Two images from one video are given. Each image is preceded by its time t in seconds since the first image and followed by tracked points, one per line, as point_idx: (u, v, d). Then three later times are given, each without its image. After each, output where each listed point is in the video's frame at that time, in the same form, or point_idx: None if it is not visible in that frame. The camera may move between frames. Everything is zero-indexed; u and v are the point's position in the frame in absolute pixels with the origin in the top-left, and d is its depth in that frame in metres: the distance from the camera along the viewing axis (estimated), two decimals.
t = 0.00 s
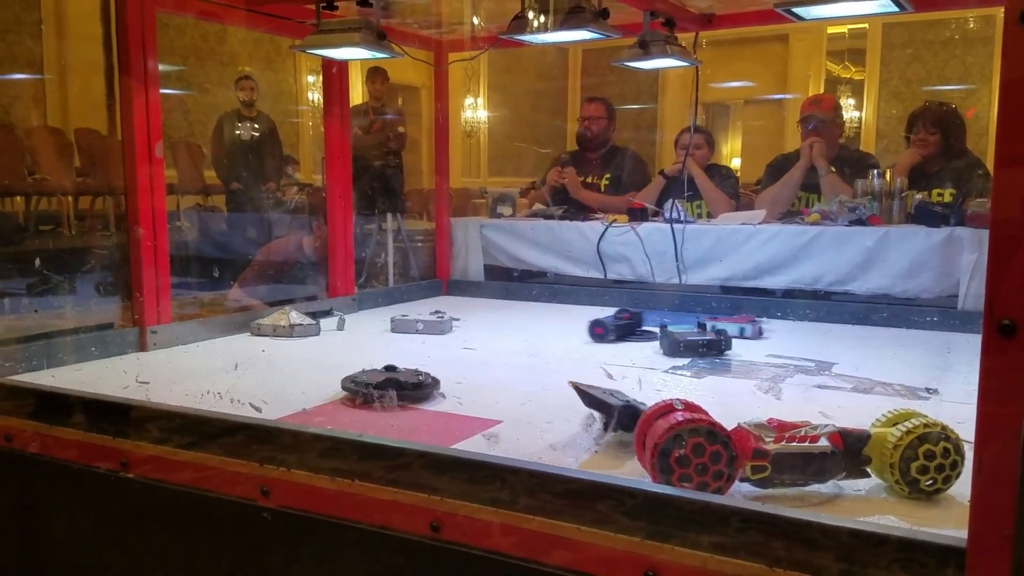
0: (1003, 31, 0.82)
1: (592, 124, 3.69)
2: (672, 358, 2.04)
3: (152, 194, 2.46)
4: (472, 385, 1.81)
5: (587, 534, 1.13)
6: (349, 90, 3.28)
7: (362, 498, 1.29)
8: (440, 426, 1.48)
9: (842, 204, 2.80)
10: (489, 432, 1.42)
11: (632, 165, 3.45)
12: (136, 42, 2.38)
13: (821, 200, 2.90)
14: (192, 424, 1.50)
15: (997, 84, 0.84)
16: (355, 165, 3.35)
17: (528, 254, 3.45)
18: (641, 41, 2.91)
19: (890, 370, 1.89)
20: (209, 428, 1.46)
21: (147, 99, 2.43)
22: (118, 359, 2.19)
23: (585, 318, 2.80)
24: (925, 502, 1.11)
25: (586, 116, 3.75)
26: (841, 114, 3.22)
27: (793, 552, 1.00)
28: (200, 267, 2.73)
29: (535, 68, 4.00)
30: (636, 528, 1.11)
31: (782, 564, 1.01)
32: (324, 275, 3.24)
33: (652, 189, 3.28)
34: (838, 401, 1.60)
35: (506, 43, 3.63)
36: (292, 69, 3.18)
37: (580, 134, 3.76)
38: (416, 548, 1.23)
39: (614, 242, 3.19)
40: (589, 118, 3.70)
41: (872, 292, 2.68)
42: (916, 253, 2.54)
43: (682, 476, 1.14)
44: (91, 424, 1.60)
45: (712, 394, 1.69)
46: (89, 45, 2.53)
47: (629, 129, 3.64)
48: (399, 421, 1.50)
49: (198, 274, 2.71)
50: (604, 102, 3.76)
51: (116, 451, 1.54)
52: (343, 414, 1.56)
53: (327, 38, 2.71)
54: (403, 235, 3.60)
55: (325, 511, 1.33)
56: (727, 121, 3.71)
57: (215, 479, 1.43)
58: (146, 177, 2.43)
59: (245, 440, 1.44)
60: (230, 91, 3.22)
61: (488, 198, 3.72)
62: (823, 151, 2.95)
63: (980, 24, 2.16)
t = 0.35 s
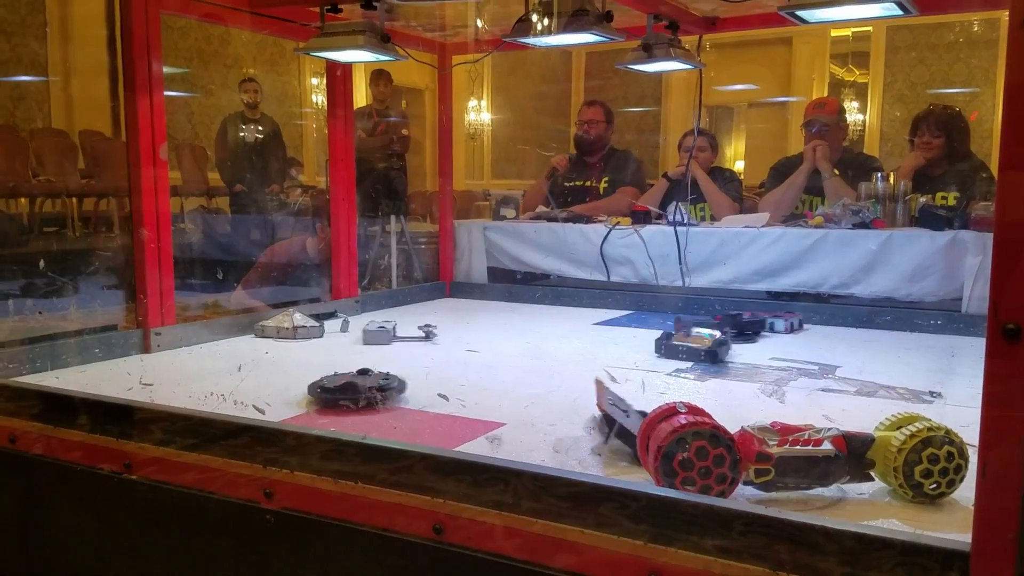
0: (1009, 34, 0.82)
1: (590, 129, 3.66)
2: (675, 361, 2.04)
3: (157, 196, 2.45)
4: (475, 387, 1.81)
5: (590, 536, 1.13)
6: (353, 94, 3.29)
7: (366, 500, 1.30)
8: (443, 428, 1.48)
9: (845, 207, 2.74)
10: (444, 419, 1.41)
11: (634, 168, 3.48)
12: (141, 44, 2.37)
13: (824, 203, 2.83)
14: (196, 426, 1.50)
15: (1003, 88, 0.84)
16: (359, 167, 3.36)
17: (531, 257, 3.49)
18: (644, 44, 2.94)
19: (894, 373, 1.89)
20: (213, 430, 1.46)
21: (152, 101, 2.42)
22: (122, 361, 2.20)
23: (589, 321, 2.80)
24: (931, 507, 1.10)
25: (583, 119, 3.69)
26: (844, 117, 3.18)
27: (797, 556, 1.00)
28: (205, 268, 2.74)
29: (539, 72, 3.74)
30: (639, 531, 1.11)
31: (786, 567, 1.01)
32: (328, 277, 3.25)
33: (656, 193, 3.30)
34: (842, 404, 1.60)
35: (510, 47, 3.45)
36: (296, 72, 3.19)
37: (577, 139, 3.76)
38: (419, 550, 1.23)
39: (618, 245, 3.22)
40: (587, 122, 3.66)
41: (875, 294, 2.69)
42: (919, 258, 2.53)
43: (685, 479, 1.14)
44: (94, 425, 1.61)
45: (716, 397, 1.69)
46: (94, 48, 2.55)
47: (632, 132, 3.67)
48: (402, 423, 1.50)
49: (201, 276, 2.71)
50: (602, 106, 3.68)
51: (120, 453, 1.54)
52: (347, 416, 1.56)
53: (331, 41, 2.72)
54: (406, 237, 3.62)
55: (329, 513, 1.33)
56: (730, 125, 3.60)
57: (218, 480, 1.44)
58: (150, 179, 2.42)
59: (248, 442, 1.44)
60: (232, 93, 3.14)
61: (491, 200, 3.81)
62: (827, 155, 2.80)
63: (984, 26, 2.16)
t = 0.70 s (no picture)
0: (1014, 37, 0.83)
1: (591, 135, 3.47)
2: (680, 364, 2.04)
3: (162, 199, 2.47)
4: (480, 391, 1.81)
5: (595, 540, 1.13)
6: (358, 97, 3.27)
7: (371, 503, 1.30)
8: (448, 431, 1.48)
9: (851, 211, 2.77)
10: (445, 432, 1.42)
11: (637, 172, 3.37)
12: (147, 46, 2.38)
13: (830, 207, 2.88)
14: (201, 428, 1.50)
15: (1007, 91, 0.84)
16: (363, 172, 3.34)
17: (536, 260, 3.48)
18: (648, 48, 2.99)
19: (899, 377, 1.89)
20: (218, 432, 1.47)
21: (158, 105, 2.43)
22: (128, 364, 2.21)
23: (594, 324, 2.80)
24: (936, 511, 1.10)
25: (583, 124, 3.50)
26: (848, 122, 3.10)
27: (801, 560, 1.00)
28: (211, 271, 2.76)
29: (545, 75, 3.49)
30: (643, 535, 1.10)
31: (791, 571, 1.01)
32: (332, 279, 3.25)
33: (660, 197, 3.28)
34: (848, 408, 1.60)
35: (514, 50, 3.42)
36: (302, 75, 3.27)
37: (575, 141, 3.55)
38: (424, 552, 1.24)
39: (622, 248, 3.21)
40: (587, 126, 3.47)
41: (881, 298, 2.70)
42: (925, 260, 2.53)
43: (690, 482, 1.14)
44: (98, 428, 1.61)
45: (721, 400, 1.69)
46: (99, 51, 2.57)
47: (636, 135, 3.54)
48: (407, 426, 1.50)
49: (207, 279, 2.73)
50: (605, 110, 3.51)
51: (125, 455, 1.54)
52: (351, 418, 1.57)
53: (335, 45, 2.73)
54: (411, 241, 3.63)
55: (334, 516, 1.33)
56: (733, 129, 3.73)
57: (223, 483, 1.44)
58: (155, 182, 2.44)
59: (253, 444, 1.44)
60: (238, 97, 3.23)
61: (495, 204, 3.75)
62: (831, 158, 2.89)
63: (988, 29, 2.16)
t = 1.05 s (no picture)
0: None
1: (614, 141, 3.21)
2: (714, 368, 2.03)
3: (201, 206, 2.55)
4: (514, 394, 1.81)
5: (630, 544, 1.12)
6: (390, 104, 3.35)
7: (406, 505, 1.31)
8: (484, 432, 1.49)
9: (888, 212, 2.76)
10: (445, 436, 1.41)
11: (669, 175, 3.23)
12: (185, 55, 2.47)
13: (868, 209, 2.85)
14: (238, 430, 1.52)
15: None
16: (397, 175, 3.40)
17: (569, 263, 3.53)
18: (682, 50, 3.04)
19: (940, 382, 1.86)
20: (255, 434, 1.49)
21: (196, 110, 2.53)
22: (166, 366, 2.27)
23: (628, 327, 2.79)
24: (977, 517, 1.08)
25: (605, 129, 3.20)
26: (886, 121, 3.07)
27: (839, 566, 0.99)
28: (250, 276, 2.81)
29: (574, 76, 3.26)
30: (678, 539, 1.10)
31: None
32: (366, 283, 3.32)
33: (694, 198, 3.19)
34: (887, 413, 1.57)
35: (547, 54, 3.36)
36: (335, 81, 3.22)
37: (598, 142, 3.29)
38: (459, 554, 1.24)
39: (656, 250, 3.25)
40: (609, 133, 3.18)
41: (918, 301, 2.72)
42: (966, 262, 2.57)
43: (727, 487, 1.13)
44: (137, 429, 1.63)
45: (758, 404, 1.67)
46: (135, 58, 2.58)
47: (668, 137, 3.36)
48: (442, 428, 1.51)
49: (247, 283, 2.79)
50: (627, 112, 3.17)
51: (166, 456, 1.57)
52: (386, 420, 1.58)
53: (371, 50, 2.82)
54: (444, 244, 3.65)
55: (370, 517, 1.34)
56: (769, 130, 3.47)
57: (260, 483, 1.46)
58: (195, 188, 2.54)
59: (289, 446, 1.46)
60: (272, 102, 3.10)
61: (526, 206, 3.60)
62: (868, 158, 2.83)
63: None
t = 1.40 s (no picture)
0: None
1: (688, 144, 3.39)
2: (792, 375, 1.98)
3: (282, 213, 2.68)
4: (586, 399, 1.80)
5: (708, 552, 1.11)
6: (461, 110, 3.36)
7: (480, 508, 1.32)
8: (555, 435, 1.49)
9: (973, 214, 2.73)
10: (520, 441, 1.39)
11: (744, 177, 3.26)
12: (268, 69, 2.64)
13: (952, 211, 2.76)
14: (314, 431, 1.56)
15: None
16: (468, 182, 3.44)
17: (638, 267, 3.54)
18: (760, 50, 2.92)
19: None
20: (331, 435, 1.52)
21: (277, 123, 2.66)
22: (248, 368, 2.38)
23: (702, 333, 2.75)
24: None
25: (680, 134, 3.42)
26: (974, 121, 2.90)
27: None
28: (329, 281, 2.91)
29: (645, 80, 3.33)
30: (756, 549, 1.08)
31: None
32: (436, 288, 3.34)
33: (772, 198, 3.11)
34: (977, 423, 1.51)
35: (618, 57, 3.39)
36: (407, 88, 3.25)
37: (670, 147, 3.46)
38: (534, 558, 1.25)
39: (731, 254, 3.24)
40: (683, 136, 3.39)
41: (1005, 307, 2.70)
42: None
43: (809, 497, 1.10)
44: (219, 428, 1.69)
45: (838, 412, 1.62)
46: (219, 69, 2.73)
47: (744, 139, 3.36)
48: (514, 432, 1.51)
49: (327, 288, 2.90)
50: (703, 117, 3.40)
51: (248, 456, 1.62)
52: (459, 424, 1.59)
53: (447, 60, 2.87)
54: (513, 249, 3.67)
55: (444, 519, 1.36)
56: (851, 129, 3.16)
57: (337, 483, 1.50)
58: (276, 197, 2.67)
59: (363, 447, 1.49)
60: (347, 111, 3.10)
61: (595, 209, 3.71)
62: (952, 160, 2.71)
63: None
